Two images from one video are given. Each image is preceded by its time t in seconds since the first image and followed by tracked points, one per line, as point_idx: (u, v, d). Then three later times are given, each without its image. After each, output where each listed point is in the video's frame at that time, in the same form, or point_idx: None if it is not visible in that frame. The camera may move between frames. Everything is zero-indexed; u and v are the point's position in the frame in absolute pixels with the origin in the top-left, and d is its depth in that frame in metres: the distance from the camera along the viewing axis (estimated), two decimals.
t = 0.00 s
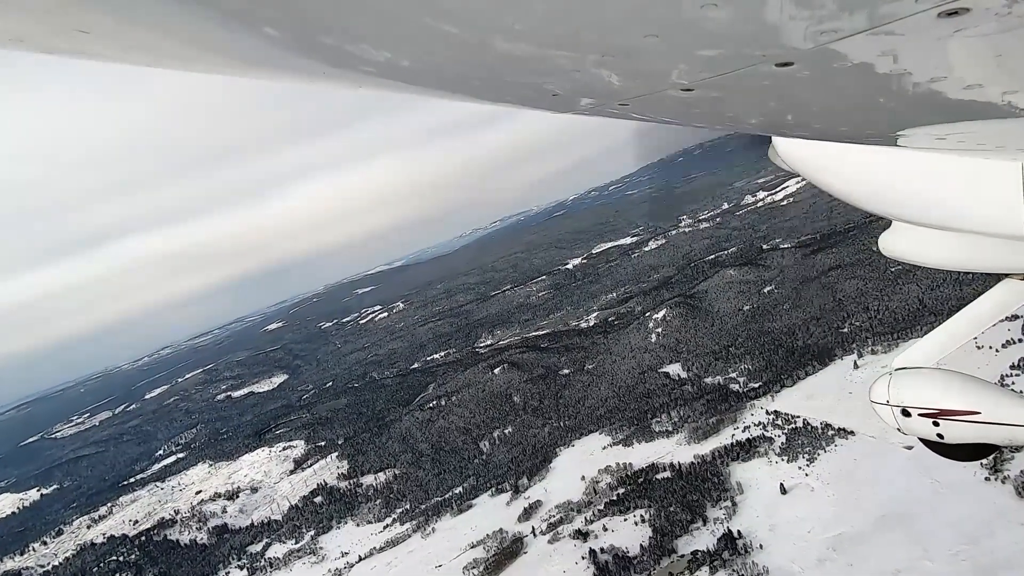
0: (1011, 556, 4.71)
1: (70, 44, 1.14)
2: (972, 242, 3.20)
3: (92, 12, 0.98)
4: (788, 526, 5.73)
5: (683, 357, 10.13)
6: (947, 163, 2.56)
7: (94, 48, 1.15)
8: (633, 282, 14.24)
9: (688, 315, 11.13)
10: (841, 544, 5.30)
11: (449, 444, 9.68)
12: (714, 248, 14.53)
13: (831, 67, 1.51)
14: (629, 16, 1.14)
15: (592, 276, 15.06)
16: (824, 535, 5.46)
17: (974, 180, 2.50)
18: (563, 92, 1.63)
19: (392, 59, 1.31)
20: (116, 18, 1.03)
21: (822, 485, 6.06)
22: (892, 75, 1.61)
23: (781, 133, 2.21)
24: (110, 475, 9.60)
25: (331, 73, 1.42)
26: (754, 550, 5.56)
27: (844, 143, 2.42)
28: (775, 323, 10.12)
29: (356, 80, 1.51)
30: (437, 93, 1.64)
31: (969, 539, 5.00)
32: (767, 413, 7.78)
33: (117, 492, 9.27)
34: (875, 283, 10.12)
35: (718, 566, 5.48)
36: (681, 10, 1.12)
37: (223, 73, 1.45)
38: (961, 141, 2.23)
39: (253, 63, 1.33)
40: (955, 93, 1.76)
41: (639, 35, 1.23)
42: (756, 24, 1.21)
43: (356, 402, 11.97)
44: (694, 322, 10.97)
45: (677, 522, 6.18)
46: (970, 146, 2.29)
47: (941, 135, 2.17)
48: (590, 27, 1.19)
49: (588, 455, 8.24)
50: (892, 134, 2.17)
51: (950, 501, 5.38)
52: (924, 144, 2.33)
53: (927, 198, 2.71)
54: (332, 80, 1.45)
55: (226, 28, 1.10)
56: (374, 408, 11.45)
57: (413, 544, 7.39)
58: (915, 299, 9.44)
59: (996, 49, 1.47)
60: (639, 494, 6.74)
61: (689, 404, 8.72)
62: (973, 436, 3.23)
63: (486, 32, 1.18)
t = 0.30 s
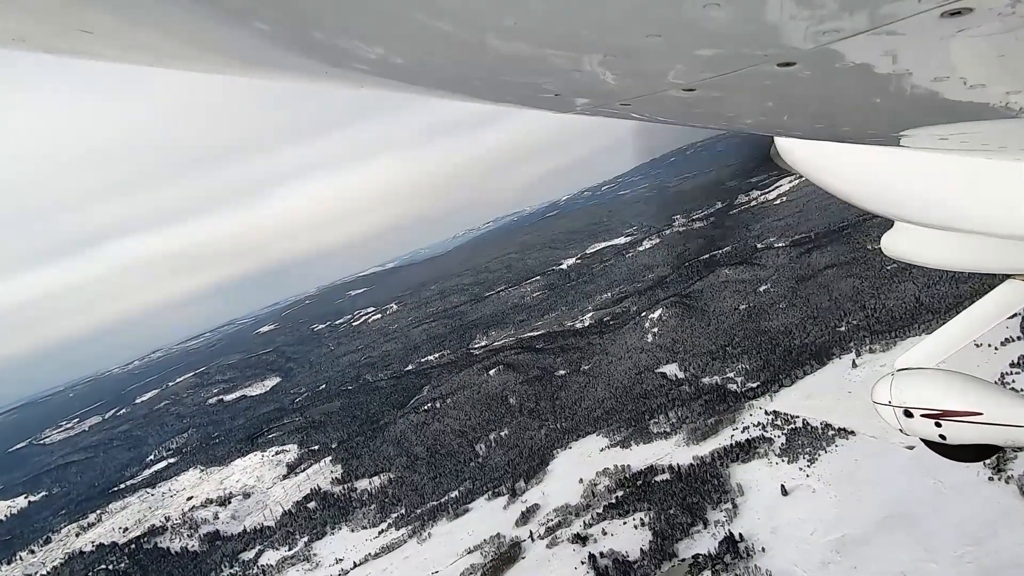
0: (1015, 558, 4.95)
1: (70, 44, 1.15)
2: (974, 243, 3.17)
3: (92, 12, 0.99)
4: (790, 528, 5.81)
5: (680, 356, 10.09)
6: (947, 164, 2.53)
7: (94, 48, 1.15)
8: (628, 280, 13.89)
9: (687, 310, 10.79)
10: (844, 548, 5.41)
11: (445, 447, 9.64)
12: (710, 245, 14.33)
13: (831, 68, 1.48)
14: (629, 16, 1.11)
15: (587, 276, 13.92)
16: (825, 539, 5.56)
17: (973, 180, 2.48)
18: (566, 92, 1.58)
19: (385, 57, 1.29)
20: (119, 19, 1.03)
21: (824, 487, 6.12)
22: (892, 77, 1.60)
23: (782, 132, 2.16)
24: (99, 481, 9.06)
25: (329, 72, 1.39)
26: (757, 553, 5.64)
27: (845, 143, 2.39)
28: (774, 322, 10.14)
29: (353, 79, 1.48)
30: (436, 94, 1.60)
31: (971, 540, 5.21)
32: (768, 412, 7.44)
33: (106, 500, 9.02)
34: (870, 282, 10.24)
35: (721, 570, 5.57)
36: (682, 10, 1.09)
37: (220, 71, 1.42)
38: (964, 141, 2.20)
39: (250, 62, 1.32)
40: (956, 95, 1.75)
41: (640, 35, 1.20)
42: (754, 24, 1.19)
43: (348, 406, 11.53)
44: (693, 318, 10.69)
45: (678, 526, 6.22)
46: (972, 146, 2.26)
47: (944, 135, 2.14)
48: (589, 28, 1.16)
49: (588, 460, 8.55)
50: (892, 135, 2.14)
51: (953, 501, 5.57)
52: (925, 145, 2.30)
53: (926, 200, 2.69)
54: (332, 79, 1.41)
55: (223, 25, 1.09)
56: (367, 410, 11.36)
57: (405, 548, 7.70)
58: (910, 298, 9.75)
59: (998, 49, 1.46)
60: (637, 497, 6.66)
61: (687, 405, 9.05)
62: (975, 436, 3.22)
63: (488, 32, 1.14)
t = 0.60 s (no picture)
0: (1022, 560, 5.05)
1: (75, 46, 1.08)
2: (974, 244, 3.14)
3: (95, 11, 0.93)
4: (792, 530, 5.81)
5: (676, 356, 10.10)
6: (946, 166, 2.49)
7: (96, 51, 1.09)
8: (622, 281, 14.32)
9: (681, 312, 10.93)
10: (848, 550, 5.44)
11: (441, 451, 9.55)
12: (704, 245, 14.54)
13: (832, 68, 1.45)
14: (629, 16, 1.06)
15: (580, 276, 14.71)
16: (828, 542, 5.58)
17: (973, 184, 2.43)
18: (567, 92, 1.51)
19: (385, 58, 1.23)
20: (123, 19, 0.97)
21: (826, 489, 6.11)
22: (888, 79, 1.57)
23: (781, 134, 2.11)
24: (90, 488, 9.27)
25: (332, 72, 1.32)
26: (759, 556, 5.63)
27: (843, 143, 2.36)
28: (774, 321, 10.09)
29: (356, 78, 1.41)
30: (432, 94, 1.53)
31: (978, 542, 5.25)
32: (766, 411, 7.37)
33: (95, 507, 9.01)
34: (867, 280, 10.17)
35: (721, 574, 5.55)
36: (682, 10, 1.05)
37: (223, 73, 1.35)
38: (965, 143, 2.16)
39: (257, 66, 1.25)
40: (954, 97, 1.72)
41: (640, 36, 1.14)
42: (753, 24, 1.15)
43: (343, 408, 11.93)
44: (687, 319, 10.83)
45: (678, 529, 6.15)
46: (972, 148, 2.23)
47: (944, 136, 2.11)
48: (587, 28, 1.10)
49: (583, 461, 8.42)
50: (890, 136, 2.10)
51: (969, 508, 5.55)
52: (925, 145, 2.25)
53: (926, 204, 2.66)
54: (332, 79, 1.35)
55: (226, 28, 1.03)
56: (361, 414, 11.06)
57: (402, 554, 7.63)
58: (907, 295, 9.72)
59: (996, 50, 1.43)
60: (636, 499, 6.60)
61: (685, 405, 8.93)
62: (976, 437, 3.19)
63: (483, 31, 1.09)
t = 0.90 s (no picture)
0: None
1: (75, 50, 0.97)
2: (975, 243, 3.10)
3: (96, 12, 0.82)
4: (794, 532, 5.63)
5: (673, 356, 10.42)
6: (947, 167, 2.44)
7: (100, 56, 0.99)
8: (615, 282, 16.19)
9: (675, 313, 11.84)
10: (852, 552, 5.20)
11: (436, 454, 9.88)
12: (696, 246, 16.27)
13: (829, 69, 1.35)
14: (628, 15, 0.98)
15: (572, 275, 17.76)
16: (831, 543, 5.39)
17: (974, 183, 2.40)
18: (566, 92, 1.45)
19: (384, 57, 1.13)
20: (126, 18, 0.86)
21: (827, 489, 6.04)
22: (882, 79, 1.45)
23: (785, 134, 2.06)
24: (79, 496, 10.29)
25: (333, 73, 1.24)
26: (762, 559, 5.36)
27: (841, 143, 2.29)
28: (764, 321, 10.25)
29: (356, 79, 1.35)
30: (431, 95, 1.47)
31: (982, 542, 4.99)
32: (762, 412, 7.89)
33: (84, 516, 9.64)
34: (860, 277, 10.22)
35: None
36: (679, 10, 0.97)
37: (219, 73, 1.26)
38: (965, 142, 2.09)
39: (262, 67, 1.15)
40: (952, 98, 1.61)
41: (637, 36, 1.07)
42: (750, 24, 1.05)
43: (339, 410, 13.20)
44: (681, 319, 11.66)
45: (679, 532, 6.03)
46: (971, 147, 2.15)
47: (944, 136, 2.02)
48: (579, 27, 1.02)
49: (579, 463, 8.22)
50: (889, 136, 2.01)
51: (968, 505, 5.41)
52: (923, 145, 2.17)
53: (922, 207, 2.61)
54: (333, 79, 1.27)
55: (226, 27, 0.92)
56: (356, 417, 12.23)
57: (398, 562, 7.09)
58: (903, 292, 9.58)
59: (994, 50, 1.31)
60: (636, 502, 6.62)
61: (683, 406, 8.78)
62: (973, 436, 3.18)
63: (474, 32, 1.00)
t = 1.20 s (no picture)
0: None
1: (73, 51, 0.92)
2: (977, 243, 3.03)
3: (90, 9, 0.76)
4: (798, 534, 5.50)
5: (670, 357, 10.63)
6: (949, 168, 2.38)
7: (100, 55, 0.92)
8: (611, 281, 16.39)
9: (671, 313, 12.22)
10: (858, 554, 5.05)
11: (432, 457, 9.88)
12: (692, 245, 16.76)
13: (827, 69, 1.28)
14: (627, 14, 0.92)
15: (569, 276, 18.26)
16: (837, 544, 5.22)
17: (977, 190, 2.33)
18: (566, 91, 1.38)
19: (391, 55, 1.06)
20: (120, 16, 0.80)
21: (830, 490, 5.92)
22: (877, 79, 1.38)
23: (790, 133, 2.01)
24: (68, 503, 10.47)
25: (336, 73, 1.18)
26: (766, 562, 5.23)
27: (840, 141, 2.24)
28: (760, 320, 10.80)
29: (356, 79, 1.30)
30: (431, 94, 1.42)
31: (993, 542, 4.78)
32: (762, 412, 7.86)
33: (75, 522, 9.72)
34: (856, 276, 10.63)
35: None
36: (679, 9, 0.91)
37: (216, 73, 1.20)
38: (966, 141, 2.03)
39: (263, 66, 1.09)
40: (950, 96, 1.54)
41: (635, 36, 1.00)
42: (750, 24, 0.98)
43: (332, 413, 13.19)
44: (677, 320, 11.95)
45: (681, 535, 5.95)
46: (971, 145, 2.08)
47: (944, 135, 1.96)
48: (574, 26, 0.96)
49: (577, 465, 8.14)
50: (888, 135, 1.95)
51: (972, 505, 5.22)
52: (921, 144, 2.13)
53: (920, 200, 2.54)
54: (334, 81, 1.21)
55: (226, 24, 0.86)
56: (351, 421, 12.31)
57: (395, 568, 6.98)
58: (901, 291, 9.61)
59: (992, 50, 1.24)
60: (635, 505, 6.61)
61: (681, 406, 8.80)
62: (973, 435, 3.14)
63: (468, 30, 0.94)
